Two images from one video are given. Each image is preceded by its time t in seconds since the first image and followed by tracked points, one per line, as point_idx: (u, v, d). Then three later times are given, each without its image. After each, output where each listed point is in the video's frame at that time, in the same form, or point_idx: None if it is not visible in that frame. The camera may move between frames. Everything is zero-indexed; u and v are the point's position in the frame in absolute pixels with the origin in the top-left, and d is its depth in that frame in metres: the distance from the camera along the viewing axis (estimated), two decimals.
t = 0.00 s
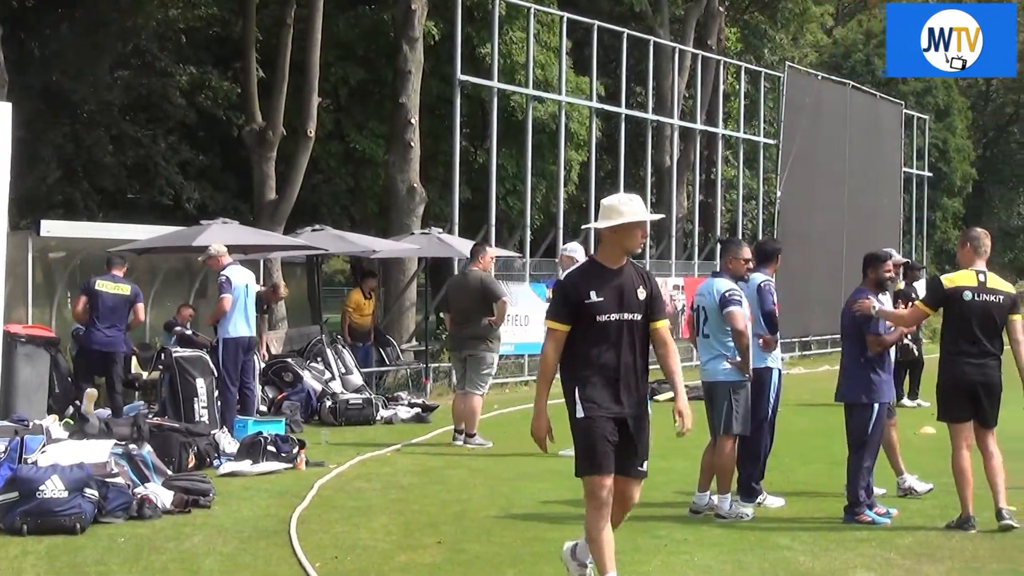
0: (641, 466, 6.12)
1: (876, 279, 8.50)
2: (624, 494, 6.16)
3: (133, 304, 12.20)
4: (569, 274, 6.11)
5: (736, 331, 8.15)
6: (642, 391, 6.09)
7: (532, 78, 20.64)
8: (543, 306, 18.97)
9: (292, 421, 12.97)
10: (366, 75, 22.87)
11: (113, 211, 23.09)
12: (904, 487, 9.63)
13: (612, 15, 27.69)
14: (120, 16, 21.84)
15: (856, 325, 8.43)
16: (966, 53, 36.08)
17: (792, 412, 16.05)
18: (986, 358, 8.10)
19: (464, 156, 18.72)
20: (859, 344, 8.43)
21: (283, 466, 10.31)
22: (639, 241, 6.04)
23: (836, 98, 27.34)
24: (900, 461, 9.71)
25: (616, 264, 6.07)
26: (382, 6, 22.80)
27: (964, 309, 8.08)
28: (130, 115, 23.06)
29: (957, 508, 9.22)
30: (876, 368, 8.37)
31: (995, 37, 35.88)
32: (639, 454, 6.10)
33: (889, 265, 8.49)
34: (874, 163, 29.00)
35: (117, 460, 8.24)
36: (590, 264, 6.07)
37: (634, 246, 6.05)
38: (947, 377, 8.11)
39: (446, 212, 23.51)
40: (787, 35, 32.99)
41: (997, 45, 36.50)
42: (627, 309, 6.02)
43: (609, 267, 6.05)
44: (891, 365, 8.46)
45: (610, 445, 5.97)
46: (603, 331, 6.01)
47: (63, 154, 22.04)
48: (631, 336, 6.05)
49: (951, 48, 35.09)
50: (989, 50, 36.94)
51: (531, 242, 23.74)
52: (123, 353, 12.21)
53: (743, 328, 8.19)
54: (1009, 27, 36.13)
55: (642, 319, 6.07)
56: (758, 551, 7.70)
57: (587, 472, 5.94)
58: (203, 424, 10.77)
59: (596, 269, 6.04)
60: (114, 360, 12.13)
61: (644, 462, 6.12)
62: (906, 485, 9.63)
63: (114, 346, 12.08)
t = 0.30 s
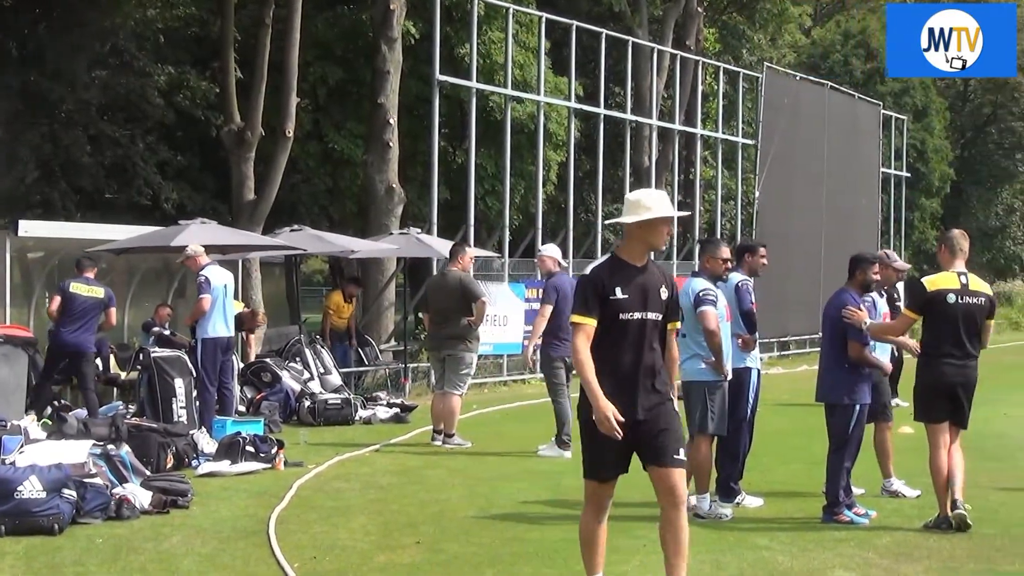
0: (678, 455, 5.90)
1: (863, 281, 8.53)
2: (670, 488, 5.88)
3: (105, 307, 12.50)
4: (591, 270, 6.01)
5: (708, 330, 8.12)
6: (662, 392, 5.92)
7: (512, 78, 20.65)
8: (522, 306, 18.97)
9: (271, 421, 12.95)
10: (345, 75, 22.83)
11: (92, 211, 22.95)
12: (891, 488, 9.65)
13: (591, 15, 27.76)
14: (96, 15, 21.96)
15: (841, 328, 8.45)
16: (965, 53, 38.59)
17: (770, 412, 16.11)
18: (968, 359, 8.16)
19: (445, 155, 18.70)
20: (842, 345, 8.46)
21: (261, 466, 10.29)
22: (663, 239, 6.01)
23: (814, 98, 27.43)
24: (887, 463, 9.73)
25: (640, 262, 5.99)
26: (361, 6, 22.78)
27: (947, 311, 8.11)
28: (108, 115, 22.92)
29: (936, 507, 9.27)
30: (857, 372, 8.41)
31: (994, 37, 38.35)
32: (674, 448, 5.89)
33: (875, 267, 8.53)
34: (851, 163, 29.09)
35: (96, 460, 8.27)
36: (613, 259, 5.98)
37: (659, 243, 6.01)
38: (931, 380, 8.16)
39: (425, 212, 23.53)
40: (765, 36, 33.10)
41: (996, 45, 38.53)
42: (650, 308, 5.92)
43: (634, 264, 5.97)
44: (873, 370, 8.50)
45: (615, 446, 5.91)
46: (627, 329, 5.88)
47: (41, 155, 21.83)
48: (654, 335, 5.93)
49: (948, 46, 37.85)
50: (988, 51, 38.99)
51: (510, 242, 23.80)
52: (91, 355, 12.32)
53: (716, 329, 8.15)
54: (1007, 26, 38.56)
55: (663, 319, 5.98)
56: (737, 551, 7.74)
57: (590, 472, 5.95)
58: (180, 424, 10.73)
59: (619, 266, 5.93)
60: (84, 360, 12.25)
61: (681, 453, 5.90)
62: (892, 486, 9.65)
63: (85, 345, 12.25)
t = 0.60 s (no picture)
0: (694, 472, 5.81)
1: (835, 283, 8.62)
2: (679, 503, 5.80)
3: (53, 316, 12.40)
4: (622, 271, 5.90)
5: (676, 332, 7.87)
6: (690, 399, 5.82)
7: (485, 79, 20.66)
8: (495, 306, 19.00)
9: (244, 422, 12.92)
10: (318, 75, 22.79)
11: (64, 211, 22.80)
12: (864, 489, 9.73)
13: (564, 16, 27.86)
14: (70, 16, 21.68)
15: (814, 330, 8.55)
16: (964, 52, 39.91)
17: (743, 412, 16.22)
18: (943, 360, 8.21)
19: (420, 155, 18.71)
20: (819, 346, 8.54)
21: (234, 467, 10.27)
22: (694, 242, 5.87)
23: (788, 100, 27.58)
24: (861, 465, 9.80)
25: (670, 265, 5.85)
26: (334, 6, 22.73)
27: (925, 313, 8.16)
28: (81, 116, 22.77)
29: (908, 508, 9.36)
30: (831, 373, 8.48)
31: (993, 36, 39.46)
32: (691, 463, 5.80)
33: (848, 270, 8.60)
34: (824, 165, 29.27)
35: (69, 461, 8.23)
36: (643, 260, 5.86)
37: (690, 245, 5.86)
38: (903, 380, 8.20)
39: (399, 213, 23.55)
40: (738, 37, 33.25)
41: (994, 47, 40.09)
42: (678, 312, 5.81)
43: (664, 266, 5.84)
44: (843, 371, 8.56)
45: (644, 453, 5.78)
46: (654, 334, 5.78)
47: (13, 156, 21.55)
48: (679, 340, 5.83)
49: (949, 46, 39.21)
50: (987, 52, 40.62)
51: (484, 242, 23.85)
52: (48, 363, 12.27)
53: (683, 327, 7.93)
54: (1006, 28, 39.94)
55: (689, 325, 5.88)
56: (711, 551, 7.79)
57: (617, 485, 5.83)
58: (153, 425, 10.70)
59: (648, 268, 5.82)
60: (41, 368, 12.19)
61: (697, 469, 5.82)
62: (866, 487, 9.73)
63: (38, 354, 12.21)
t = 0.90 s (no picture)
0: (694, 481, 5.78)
1: (798, 283, 8.71)
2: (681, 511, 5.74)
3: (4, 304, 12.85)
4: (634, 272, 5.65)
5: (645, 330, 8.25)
6: (708, 404, 5.74)
7: (450, 79, 20.66)
8: (460, 307, 19.03)
9: (208, 422, 12.91)
10: (282, 76, 22.71)
11: (27, 211, 22.52)
12: (829, 489, 9.79)
13: (529, 17, 27.95)
14: (33, 16, 22.02)
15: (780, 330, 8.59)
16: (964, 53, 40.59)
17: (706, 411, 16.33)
18: (910, 359, 8.16)
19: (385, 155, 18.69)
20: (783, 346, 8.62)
21: (198, 468, 10.24)
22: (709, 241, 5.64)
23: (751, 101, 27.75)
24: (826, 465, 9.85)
25: (683, 264, 5.67)
26: (299, 6, 22.67)
27: (892, 313, 8.14)
28: (44, 116, 22.65)
29: (870, 506, 9.52)
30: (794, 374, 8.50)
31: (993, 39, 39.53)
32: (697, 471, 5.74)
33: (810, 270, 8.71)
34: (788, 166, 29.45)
35: (32, 462, 8.21)
36: (654, 265, 5.65)
37: (703, 247, 5.63)
38: (868, 379, 8.20)
39: (364, 213, 23.52)
40: (703, 37, 33.48)
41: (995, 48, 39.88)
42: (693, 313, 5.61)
43: (678, 267, 5.66)
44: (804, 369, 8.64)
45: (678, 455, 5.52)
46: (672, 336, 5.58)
47: None
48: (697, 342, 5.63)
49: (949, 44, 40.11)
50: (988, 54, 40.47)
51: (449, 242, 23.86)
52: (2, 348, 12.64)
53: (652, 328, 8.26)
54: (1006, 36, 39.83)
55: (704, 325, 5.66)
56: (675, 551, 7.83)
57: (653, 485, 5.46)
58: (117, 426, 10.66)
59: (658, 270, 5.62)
60: None
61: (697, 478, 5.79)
62: (830, 487, 9.79)
63: None
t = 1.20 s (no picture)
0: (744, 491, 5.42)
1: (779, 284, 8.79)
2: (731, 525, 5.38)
3: None
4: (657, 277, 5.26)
5: (631, 332, 8.27)
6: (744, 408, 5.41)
7: (427, 79, 20.63)
8: (435, 306, 19.05)
9: (184, 422, 12.90)
10: (258, 76, 22.65)
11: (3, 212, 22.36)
12: (805, 488, 9.86)
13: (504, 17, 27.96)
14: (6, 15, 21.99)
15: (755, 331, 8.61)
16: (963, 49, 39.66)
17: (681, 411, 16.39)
18: (889, 358, 7.99)
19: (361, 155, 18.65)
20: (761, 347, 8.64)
21: (174, 468, 10.21)
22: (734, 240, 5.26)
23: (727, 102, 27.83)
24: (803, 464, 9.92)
25: (706, 267, 5.26)
26: (274, 6, 22.59)
27: (866, 312, 8.05)
28: (19, 116, 22.57)
29: (847, 507, 9.55)
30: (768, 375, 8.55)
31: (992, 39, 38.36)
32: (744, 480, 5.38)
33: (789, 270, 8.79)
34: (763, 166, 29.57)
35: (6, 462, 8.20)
36: (681, 265, 5.24)
37: (729, 246, 5.23)
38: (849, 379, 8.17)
39: (339, 213, 23.48)
40: (678, 37, 33.59)
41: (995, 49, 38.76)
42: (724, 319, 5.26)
43: (703, 269, 5.25)
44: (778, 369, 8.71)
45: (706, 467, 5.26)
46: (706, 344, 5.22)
47: None
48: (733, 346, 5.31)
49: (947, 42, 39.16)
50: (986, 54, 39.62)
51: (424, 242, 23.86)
52: None
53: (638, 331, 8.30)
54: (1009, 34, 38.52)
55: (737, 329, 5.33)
56: (651, 551, 7.85)
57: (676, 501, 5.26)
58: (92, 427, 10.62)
59: (688, 274, 5.21)
60: None
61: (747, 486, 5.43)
62: (807, 486, 9.86)
63: None
